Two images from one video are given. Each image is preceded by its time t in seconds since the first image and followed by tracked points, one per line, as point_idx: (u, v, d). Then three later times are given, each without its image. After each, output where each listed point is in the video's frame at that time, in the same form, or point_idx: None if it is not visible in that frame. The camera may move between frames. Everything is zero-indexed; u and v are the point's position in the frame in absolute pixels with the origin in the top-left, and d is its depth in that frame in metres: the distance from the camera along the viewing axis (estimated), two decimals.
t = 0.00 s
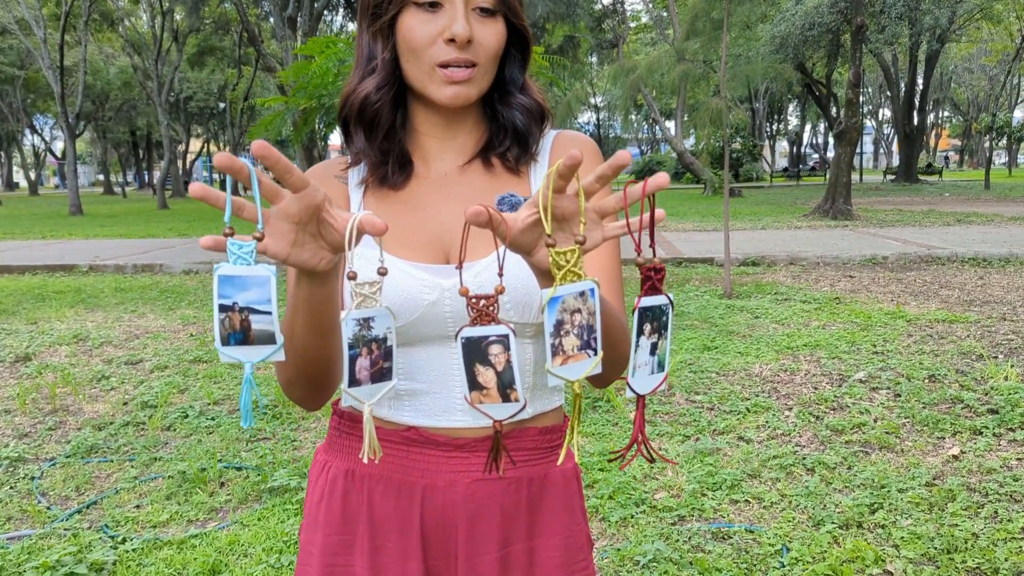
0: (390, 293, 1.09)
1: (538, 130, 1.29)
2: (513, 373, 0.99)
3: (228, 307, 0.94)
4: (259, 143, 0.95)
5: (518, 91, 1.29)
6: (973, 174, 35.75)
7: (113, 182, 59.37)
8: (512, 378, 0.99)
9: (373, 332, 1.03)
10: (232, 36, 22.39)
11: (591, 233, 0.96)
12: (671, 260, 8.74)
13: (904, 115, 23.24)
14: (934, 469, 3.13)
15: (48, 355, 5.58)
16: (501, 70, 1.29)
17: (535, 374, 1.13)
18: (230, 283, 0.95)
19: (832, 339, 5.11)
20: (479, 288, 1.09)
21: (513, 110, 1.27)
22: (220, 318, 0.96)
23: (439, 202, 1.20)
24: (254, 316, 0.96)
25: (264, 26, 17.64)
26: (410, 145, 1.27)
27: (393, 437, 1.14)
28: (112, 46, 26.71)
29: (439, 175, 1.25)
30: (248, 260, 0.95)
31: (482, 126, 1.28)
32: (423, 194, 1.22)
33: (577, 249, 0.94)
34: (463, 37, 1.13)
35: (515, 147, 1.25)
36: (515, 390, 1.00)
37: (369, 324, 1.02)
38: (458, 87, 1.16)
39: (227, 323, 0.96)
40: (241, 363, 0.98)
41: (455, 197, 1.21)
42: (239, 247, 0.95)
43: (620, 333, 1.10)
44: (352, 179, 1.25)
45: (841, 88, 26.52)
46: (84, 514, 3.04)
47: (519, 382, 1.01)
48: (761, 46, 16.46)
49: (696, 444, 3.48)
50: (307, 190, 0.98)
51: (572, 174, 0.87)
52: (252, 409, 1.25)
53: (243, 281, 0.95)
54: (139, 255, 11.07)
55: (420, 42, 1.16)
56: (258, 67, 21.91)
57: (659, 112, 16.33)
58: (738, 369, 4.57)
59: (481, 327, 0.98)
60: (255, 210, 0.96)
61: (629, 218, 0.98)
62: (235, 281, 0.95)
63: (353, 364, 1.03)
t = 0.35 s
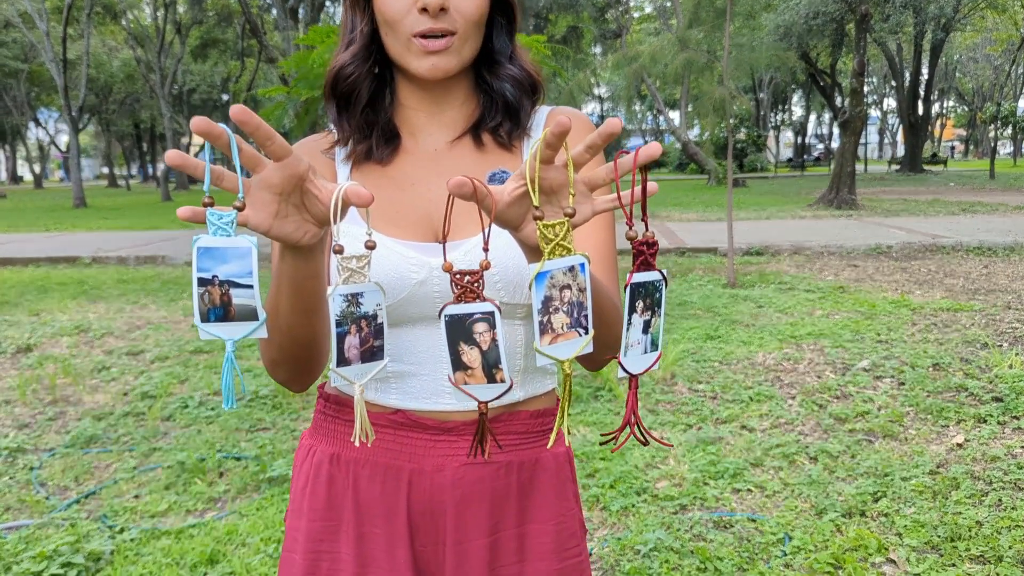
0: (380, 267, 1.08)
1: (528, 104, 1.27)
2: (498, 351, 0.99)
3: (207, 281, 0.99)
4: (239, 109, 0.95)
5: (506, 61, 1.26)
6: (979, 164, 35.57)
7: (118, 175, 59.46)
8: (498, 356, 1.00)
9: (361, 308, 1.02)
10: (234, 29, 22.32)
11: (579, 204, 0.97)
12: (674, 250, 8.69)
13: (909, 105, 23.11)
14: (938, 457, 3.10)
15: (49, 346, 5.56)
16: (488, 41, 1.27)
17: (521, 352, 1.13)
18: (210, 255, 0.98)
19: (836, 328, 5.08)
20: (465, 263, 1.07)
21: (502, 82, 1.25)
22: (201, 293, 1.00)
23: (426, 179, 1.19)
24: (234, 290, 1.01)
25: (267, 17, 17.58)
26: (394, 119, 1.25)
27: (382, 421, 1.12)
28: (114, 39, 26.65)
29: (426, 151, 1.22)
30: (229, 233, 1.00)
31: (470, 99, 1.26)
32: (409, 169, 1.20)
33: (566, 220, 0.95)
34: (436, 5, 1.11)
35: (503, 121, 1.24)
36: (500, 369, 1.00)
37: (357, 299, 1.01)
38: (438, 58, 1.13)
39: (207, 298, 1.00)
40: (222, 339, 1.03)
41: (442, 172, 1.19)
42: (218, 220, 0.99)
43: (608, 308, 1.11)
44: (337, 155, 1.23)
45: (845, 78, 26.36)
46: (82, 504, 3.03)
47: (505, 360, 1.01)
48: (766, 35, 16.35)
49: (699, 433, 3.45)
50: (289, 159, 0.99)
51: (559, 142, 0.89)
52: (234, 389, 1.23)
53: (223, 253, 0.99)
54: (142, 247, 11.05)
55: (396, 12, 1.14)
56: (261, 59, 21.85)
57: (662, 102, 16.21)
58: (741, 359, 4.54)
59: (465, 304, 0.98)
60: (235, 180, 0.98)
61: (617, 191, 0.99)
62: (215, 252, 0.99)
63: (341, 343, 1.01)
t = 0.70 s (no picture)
0: (378, 247, 1.07)
1: (529, 78, 1.26)
2: (498, 334, 0.98)
3: (202, 261, 0.97)
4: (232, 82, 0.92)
5: (506, 32, 1.24)
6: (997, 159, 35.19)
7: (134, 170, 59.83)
8: (497, 341, 0.98)
9: (362, 290, 1.00)
10: (249, 24, 22.36)
11: (581, 182, 0.96)
12: (688, 244, 8.64)
13: (927, 99, 22.89)
14: (953, 452, 3.05)
15: (63, 338, 5.59)
16: (488, 11, 1.24)
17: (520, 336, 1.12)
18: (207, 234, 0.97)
19: (850, 322, 5.02)
20: (464, 242, 1.06)
21: (502, 53, 1.23)
22: (197, 272, 0.98)
23: (424, 155, 1.17)
24: (233, 270, 0.99)
25: (281, 12, 17.62)
26: (392, 96, 1.24)
27: (380, 405, 1.11)
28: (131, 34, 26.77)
29: (426, 127, 1.21)
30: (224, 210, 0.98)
31: (470, 75, 1.24)
32: (406, 146, 1.19)
33: (567, 199, 0.94)
34: None
35: (505, 95, 1.22)
36: (500, 353, 0.99)
37: (358, 280, 1.00)
38: (432, 29, 1.11)
39: (204, 278, 0.98)
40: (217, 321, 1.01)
41: (441, 149, 1.18)
42: (214, 197, 0.97)
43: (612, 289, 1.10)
44: (336, 131, 1.22)
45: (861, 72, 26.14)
46: (92, 495, 3.03)
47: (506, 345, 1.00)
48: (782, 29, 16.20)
49: (711, 427, 3.42)
50: (285, 134, 0.98)
51: (559, 116, 0.88)
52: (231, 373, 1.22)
53: (220, 234, 0.98)
54: (156, 241, 11.09)
55: None
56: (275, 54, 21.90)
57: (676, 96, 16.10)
58: (754, 352, 4.50)
59: (463, 286, 0.97)
60: (229, 154, 0.96)
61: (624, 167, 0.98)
62: (211, 232, 0.98)
63: (342, 326, 0.99)
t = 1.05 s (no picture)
0: (385, 235, 1.07)
1: (540, 65, 1.25)
2: (508, 323, 0.96)
3: (205, 248, 0.98)
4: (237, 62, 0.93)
5: (517, 18, 1.23)
6: None
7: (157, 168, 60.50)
8: (508, 329, 0.97)
9: (366, 279, 0.99)
10: (272, 23, 22.49)
11: (589, 167, 0.96)
12: (707, 243, 8.58)
13: (952, 99, 22.62)
14: (976, 454, 3.01)
15: (84, 332, 5.64)
16: None
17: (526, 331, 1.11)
18: (211, 221, 0.98)
19: (872, 322, 4.96)
20: (472, 230, 1.06)
21: (513, 39, 1.22)
22: (199, 259, 0.99)
23: (432, 143, 1.17)
24: (234, 256, 1.00)
25: (303, 11, 17.72)
26: (401, 82, 1.24)
27: (387, 395, 1.11)
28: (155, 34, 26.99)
29: (435, 115, 1.20)
30: (229, 195, 0.99)
31: (481, 60, 1.24)
32: (415, 133, 1.18)
33: (575, 183, 0.94)
34: None
35: (515, 83, 1.22)
36: (512, 342, 0.97)
37: (363, 269, 0.99)
38: (443, 13, 1.10)
39: (205, 263, 0.99)
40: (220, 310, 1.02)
41: (449, 136, 1.17)
42: (216, 178, 0.98)
43: (623, 279, 1.09)
44: (344, 118, 1.22)
45: (885, 72, 25.92)
46: (110, 487, 3.05)
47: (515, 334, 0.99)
48: (804, 28, 16.07)
49: (729, 426, 3.39)
50: (291, 116, 0.98)
51: (566, 99, 0.88)
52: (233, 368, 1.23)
53: (224, 219, 0.99)
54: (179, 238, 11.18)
55: None
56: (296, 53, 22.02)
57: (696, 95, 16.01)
58: (774, 352, 4.46)
59: (472, 275, 0.96)
60: (234, 136, 0.96)
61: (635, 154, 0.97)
62: (214, 217, 0.98)
63: (346, 313, 0.99)
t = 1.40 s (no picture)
0: (391, 235, 1.07)
1: (553, 57, 1.24)
2: (514, 322, 0.96)
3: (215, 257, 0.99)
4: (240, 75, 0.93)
5: (529, 10, 1.22)
6: None
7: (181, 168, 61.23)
8: (514, 328, 0.97)
9: (371, 284, 1.00)
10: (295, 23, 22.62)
11: (599, 164, 0.95)
12: (728, 243, 8.53)
13: (978, 98, 22.35)
14: (1000, 456, 2.97)
15: (107, 329, 5.69)
16: None
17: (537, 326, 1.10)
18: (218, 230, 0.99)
19: (894, 323, 4.91)
20: (482, 226, 1.05)
21: (525, 32, 1.21)
22: (208, 269, 1.01)
23: (445, 137, 1.16)
24: (244, 266, 1.02)
25: (326, 11, 17.82)
26: (413, 77, 1.23)
27: (396, 390, 1.10)
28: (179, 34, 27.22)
29: (447, 108, 1.20)
30: (236, 204, 1.00)
31: (493, 54, 1.23)
32: (427, 126, 1.18)
33: (583, 180, 0.93)
34: None
35: (528, 75, 1.21)
36: (518, 340, 0.97)
37: (368, 275, 0.99)
38: (451, 6, 1.09)
39: (215, 273, 1.01)
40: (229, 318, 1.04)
41: (460, 131, 1.17)
42: (224, 190, 0.99)
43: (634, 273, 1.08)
44: (355, 113, 1.22)
45: (910, 71, 25.69)
46: (129, 482, 3.07)
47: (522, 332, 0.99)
48: (828, 26, 15.94)
49: (748, 426, 3.36)
50: (297, 123, 0.98)
51: (577, 96, 0.88)
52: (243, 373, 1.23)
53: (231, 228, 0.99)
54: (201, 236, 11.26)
55: None
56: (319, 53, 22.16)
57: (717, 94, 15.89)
58: (794, 352, 4.42)
59: (480, 271, 0.96)
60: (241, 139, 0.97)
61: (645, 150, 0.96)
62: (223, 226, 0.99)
63: (351, 320, 1.00)
